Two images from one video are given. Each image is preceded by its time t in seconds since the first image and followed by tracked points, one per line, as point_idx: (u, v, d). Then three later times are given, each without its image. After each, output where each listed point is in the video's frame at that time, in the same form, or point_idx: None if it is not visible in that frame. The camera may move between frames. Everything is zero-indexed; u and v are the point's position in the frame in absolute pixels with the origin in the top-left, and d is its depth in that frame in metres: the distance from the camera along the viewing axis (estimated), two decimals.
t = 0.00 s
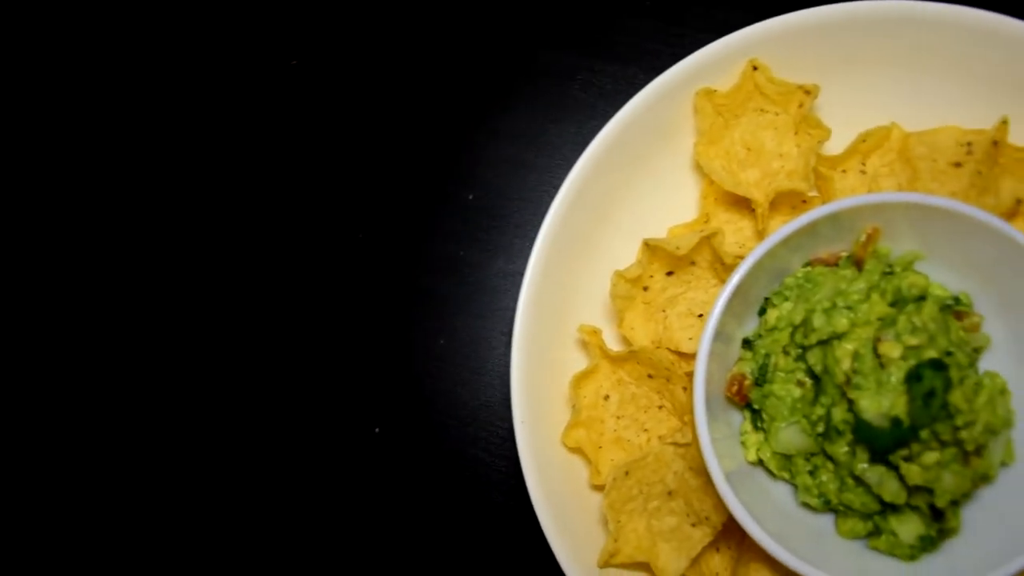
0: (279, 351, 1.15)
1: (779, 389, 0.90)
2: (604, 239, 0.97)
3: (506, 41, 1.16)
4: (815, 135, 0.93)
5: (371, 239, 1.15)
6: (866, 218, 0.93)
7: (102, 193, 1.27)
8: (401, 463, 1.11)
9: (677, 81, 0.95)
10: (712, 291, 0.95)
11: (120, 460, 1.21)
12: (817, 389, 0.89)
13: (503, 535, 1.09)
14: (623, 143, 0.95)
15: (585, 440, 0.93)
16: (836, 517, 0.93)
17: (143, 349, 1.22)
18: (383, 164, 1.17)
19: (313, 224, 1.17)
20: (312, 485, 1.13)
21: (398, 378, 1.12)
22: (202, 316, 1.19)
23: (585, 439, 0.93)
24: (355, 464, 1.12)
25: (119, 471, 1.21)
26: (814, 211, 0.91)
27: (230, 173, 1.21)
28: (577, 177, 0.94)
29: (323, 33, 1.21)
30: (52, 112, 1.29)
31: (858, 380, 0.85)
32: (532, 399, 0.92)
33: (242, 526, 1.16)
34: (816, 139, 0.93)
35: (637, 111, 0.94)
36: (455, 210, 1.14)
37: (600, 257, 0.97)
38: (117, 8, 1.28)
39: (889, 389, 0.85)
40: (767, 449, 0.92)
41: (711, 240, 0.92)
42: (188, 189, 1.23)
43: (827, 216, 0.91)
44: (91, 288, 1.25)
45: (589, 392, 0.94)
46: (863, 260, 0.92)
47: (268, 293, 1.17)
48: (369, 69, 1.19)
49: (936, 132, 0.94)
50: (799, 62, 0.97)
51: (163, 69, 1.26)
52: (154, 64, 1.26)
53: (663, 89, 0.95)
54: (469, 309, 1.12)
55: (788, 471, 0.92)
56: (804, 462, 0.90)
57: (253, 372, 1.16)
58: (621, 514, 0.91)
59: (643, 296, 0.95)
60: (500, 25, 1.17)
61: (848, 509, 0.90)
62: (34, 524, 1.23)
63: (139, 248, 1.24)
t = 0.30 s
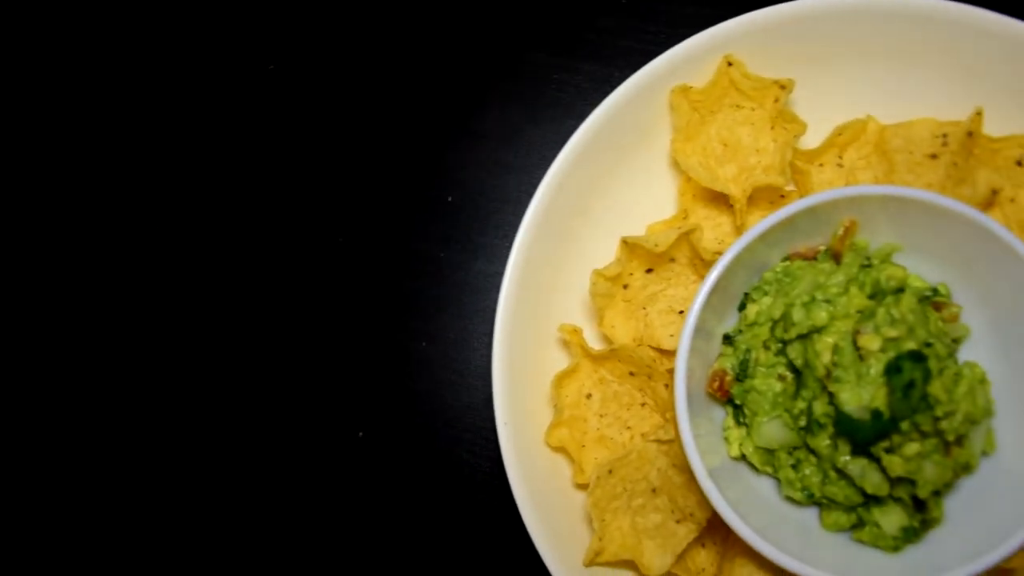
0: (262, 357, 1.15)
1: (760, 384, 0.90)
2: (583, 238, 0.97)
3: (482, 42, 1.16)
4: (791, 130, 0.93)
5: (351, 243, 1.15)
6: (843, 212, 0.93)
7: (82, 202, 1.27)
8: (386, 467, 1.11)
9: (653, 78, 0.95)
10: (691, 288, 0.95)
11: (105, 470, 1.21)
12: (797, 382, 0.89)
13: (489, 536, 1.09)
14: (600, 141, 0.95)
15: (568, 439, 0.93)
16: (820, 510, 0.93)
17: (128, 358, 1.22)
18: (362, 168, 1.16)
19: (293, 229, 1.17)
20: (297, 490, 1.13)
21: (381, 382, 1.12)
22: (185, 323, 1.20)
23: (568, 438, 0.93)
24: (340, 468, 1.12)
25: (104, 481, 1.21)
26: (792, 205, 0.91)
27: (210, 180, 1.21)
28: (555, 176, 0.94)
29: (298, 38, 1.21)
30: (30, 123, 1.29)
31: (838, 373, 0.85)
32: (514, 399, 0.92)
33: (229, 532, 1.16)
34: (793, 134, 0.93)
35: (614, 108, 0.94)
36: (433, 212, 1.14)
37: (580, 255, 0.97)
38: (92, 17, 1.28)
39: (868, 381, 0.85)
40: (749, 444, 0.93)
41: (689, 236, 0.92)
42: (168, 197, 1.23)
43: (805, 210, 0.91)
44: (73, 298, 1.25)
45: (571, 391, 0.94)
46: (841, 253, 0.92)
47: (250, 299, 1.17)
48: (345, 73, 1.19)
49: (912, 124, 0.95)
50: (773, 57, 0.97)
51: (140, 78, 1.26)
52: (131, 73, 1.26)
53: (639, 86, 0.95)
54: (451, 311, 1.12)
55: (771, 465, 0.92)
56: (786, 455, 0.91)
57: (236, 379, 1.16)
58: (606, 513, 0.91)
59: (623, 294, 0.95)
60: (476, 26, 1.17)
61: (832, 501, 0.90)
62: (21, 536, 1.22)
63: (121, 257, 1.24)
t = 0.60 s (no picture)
0: (246, 364, 1.16)
1: (741, 379, 0.90)
2: (562, 237, 0.97)
3: (459, 44, 1.16)
4: (768, 125, 0.94)
5: (331, 248, 1.15)
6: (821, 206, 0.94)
7: (62, 212, 1.27)
8: (370, 471, 1.11)
9: (629, 76, 0.95)
10: (672, 285, 0.95)
11: (87, 479, 1.22)
12: (779, 377, 0.89)
13: (476, 538, 1.09)
14: (577, 140, 0.95)
15: (551, 439, 0.93)
16: (804, 503, 0.93)
17: (107, 366, 1.23)
18: (341, 172, 1.16)
19: (273, 235, 1.17)
20: (280, 497, 1.14)
21: (364, 386, 1.12)
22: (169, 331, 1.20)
23: (551, 438, 0.93)
24: (325, 473, 1.12)
25: (91, 490, 1.21)
26: (770, 199, 0.91)
27: (188, 187, 1.22)
28: (533, 176, 0.94)
29: (275, 42, 1.21)
30: None
31: (819, 367, 0.85)
32: (497, 400, 0.92)
33: (216, 539, 1.16)
34: (769, 129, 0.94)
35: (590, 107, 0.94)
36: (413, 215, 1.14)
37: (560, 254, 0.97)
38: (62, 32, 1.28)
39: (850, 374, 0.85)
40: (732, 440, 0.93)
41: (668, 233, 0.92)
42: (150, 206, 1.23)
43: (783, 205, 0.91)
44: (48, 308, 1.25)
45: (554, 391, 0.94)
46: (820, 247, 0.93)
47: (232, 306, 1.17)
48: (323, 77, 1.19)
49: (889, 117, 0.95)
50: (749, 52, 0.97)
51: (118, 87, 1.26)
52: (109, 82, 1.26)
53: (615, 84, 0.95)
54: (433, 313, 1.12)
55: (754, 460, 0.92)
56: (770, 450, 0.91)
57: (221, 385, 1.16)
58: (591, 512, 0.91)
59: (604, 293, 0.95)
60: (453, 27, 1.16)
61: (816, 495, 0.90)
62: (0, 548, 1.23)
63: (104, 267, 1.24)
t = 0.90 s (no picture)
0: (227, 371, 1.16)
1: (719, 374, 0.91)
2: (537, 236, 0.97)
3: (431, 46, 1.16)
4: (739, 120, 0.94)
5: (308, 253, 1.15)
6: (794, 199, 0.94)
7: (13, 226, 1.27)
8: (353, 476, 1.11)
9: (600, 73, 0.95)
10: (648, 282, 0.95)
11: (70, 491, 1.21)
12: (757, 371, 0.89)
13: (460, 540, 1.08)
14: (550, 139, 0.95)
15: (531, 439, 0.93)
16: (785, 496, 0.93)
17: (88, 377, 1.23)
18: (315, 177, 1.16)
19: (250, 242, 1.17)
20: (264, 504, 1.14)
21: (344, 391, 1.12)
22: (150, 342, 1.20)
23: (531, 437, 0.93)
24: (308, 479, 1.13)
25: (74, 503, 1.21)
26: (744, 194, 0.92)
27: (165, 196, 1.22)
28: (507, 176, 0.94)
29: (246, 49, 1.20)
30: None
31: (796, 360, 0.86)
32: (477, 401, 0.92)
33: (202, 548, 1.16)
34: (741, 124, 0.94)
35: (562, 105, 0.94)
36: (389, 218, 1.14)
37: (535, 254, 0.97)
38: (33, 43, 1.27)
39: (826, 366, 0.85)
40: (712, 435, 0.93)
41: (643, 231, 0.93)
42: (127, 217, 1.23)
43: (756, 199, 0.91)
44: (27, 320, 1.25)
45: (533, 390, 0.94)
46: (794, 241, 0.93)
47: (212, 315, 1.17)
48: (295, 82, 1.18)
49: (860, 109, 0.95)
50: (719, 48, 0.97)
51: (91, 98, 1.26)
52: (63, 95, 1.26)
53: (587, 83, 0.95)
54: (411, 316, 1.12)
55: (734, 454, 0.93)
56: (749, 444, 0.91)
57: (204, 393, 1.17)
58: (574, 510, 0.91)
59: (581, 291, 0.95)
60: (424, 29, 1.16)
61: (797, 488, 0.91)
62: None
63: (82, 279, 1.24)
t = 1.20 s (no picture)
0: (213, 378, 1.16)
1: (703, 371, 0.91)
2: (519, 236, 0.97)
3: (409, 48, 1.16)
4: (719, 117, 0.95)
5: (290, 258, 1.14)
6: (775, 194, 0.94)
7: None
8: (339, 481, 1.11)
9: (579, 73, 0.95)
10: (631, 280, 0.95)
11: (58, 502, 1.21)
12: (741, 367, 0.90)
13: (448, 543, 1.08)
14: (530, 140, 0.95)
15: (518, 440, 0.93)
16: (772, 492, 0.93)
17: (74, 386, 1.22)
18: (296, 182, 1.16)
19: (232, 248, 1.17)
20: (251, 510, 1.14)
21: (329, 396, 1.12)
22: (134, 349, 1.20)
23: (518, 438, 0.93)
24: (294, 485, 1.12)
25: (61, 513, 1.21)
26: (725, 190, 0.92)
27: (148, 204, 1.22)
28: (488, 178, 0.93)
29: (223, 54, 1.20)
30: None
31: (779, 355, 0.86)
32: (462, 404, 0.92)
33: (189, 563, 1.16)
34: (720, 121, 0.95)
35: (542, 106, 0.94)
36: (371, 222, 1.14)
37: (518, 254, 0.97)
38: (13, 53, 1.27)
39: (809, 361, 0.85)
40: (697, 432, 0.93)
41: (624, 229, 0.93)
42: (108, 225, 1.23)
43: (736, 195, 0.91)
44: (14, 330, 1.25)
45: (518, 391, 0.94)
46: (776, 237, 0.93)
47: (196, 321, 1.18)
48: (273, 87, 1.18)
49: (838, 104, 0.96)
50: (697, 46, 0.97)
51: (69, 107, 1.25)
52: (44, 105, 1.26)
53: (565, 82, 0.95)
54: (395, 320, 1.12)
55: (720, 451, 0.93)
56: (735, 440, 0.91)
57: (190, 400, 1.17)
58: (561, 510, 0.91)
59: (564, 291, 0.95)
60: (403, 31, 1.16)
61: (783, 483, 0.91)
62: None
63: (48, 289, 1.24)
